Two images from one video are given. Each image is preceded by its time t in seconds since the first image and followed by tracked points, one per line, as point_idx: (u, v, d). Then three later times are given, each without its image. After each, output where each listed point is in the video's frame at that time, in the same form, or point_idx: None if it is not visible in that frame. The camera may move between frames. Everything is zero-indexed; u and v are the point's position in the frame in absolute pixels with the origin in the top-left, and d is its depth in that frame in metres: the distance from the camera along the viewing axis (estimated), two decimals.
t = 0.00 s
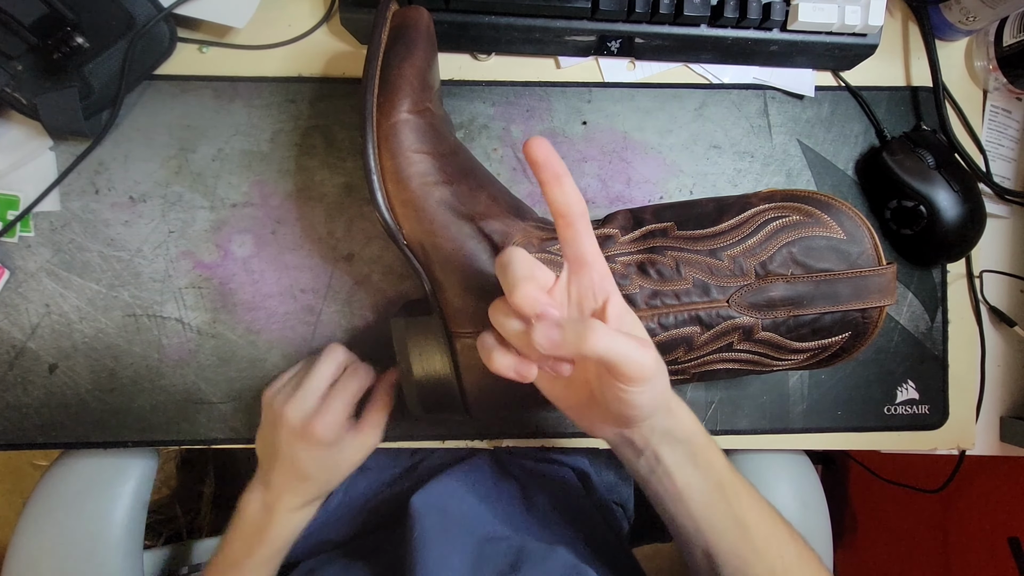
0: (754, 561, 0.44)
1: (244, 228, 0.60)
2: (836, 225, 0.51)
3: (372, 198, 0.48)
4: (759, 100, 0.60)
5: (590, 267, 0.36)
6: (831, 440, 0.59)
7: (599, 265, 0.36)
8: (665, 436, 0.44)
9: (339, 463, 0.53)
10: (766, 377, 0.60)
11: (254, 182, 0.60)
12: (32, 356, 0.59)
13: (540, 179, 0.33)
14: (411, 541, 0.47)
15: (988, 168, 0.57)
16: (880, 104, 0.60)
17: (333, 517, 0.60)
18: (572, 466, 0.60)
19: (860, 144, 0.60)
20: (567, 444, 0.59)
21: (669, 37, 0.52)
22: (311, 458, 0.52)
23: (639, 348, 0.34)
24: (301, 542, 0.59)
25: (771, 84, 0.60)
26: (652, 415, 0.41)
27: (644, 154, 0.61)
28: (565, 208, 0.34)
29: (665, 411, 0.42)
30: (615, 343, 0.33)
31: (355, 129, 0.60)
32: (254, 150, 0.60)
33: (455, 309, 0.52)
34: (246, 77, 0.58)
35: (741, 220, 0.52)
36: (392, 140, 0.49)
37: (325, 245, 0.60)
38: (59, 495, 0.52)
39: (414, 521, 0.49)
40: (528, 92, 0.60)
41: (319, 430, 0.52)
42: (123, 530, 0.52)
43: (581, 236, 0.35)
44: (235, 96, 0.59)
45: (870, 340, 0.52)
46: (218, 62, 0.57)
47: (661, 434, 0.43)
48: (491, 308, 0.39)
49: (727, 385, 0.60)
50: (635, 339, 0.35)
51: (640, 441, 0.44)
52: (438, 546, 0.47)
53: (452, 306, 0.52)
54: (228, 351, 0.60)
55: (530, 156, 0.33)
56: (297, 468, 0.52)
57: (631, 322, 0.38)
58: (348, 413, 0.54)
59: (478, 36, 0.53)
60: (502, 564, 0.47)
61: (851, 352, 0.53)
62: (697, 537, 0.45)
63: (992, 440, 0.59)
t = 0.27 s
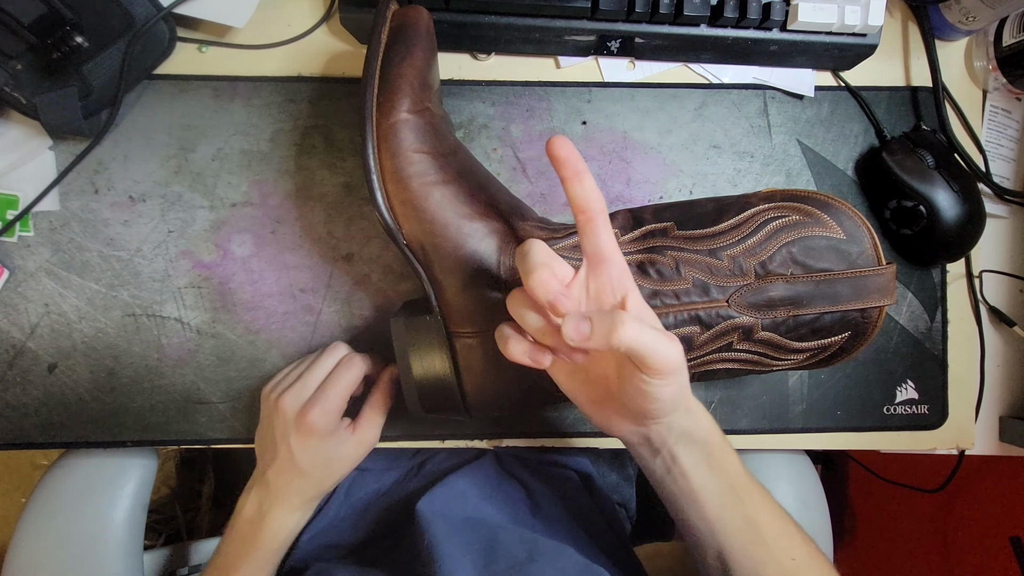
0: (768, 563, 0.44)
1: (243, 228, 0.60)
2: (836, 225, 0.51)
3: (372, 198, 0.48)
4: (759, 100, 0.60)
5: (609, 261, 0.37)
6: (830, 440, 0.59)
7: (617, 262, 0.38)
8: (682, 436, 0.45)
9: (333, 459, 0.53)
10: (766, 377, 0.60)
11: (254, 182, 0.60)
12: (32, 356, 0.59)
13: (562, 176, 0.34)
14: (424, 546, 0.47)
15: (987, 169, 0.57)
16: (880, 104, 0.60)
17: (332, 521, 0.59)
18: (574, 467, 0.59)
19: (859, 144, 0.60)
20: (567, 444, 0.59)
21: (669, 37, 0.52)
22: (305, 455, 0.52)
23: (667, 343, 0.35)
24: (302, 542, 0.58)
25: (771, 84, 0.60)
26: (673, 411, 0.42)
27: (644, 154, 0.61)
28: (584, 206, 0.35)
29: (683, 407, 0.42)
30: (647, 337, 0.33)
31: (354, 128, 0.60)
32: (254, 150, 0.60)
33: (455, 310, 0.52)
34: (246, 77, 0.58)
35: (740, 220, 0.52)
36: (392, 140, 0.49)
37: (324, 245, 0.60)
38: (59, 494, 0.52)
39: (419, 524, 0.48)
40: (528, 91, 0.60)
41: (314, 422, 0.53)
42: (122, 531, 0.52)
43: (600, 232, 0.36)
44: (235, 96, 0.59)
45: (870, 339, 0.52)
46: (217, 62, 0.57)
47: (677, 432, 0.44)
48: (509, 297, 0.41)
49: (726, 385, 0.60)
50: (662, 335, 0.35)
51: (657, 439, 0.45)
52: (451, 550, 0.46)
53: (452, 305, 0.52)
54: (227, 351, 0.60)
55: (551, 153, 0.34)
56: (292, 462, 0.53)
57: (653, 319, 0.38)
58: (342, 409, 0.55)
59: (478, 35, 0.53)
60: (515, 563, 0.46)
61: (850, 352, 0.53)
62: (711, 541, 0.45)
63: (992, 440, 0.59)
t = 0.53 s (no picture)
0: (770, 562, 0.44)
1: (243, 228, 0.60)
2: (836, 225, 0.51)
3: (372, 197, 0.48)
4: (759, 100, 0.60)
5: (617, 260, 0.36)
6: (830, 440, 0.59)
7: (626, 260, 0.37)
8: (694, 439, 0.43)
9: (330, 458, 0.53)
10: (766, 377, 0.60)
11: (254, 182, 0.60)
12: (32, 356, 0.59)
13: (565, 175, 0.33)
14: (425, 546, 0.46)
15: (987, 169, 0.57)
16: (880, 104, 0.60)
17: (332, 520, 0.59)
18: (575, 468, 0.59)
19: (859, 144, 0.60)
20: (567, 444, 0.59)
21: (669, 38, 0.52)
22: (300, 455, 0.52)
23: (672, 345, 0.34)
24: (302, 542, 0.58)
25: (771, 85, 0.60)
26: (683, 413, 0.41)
27: (644, 154, 0.61)
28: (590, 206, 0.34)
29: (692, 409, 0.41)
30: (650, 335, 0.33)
31: (354, 128, 0.60)
32: (254, 150, 0.60)
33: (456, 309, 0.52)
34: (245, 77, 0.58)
35: (741, 220, 0.52)
36: (392, 140, 0.49)
37: (324, 245, 0.60)
38: (59, 494, 0.52)
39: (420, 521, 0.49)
40: (528, 92, 0.60)
41: (309, 420, 0.52)
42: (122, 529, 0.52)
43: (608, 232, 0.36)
44: (235, 96, 0.59)
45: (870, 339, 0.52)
46: (217, 62, 0.57)
47: (689, 436, 0.43)
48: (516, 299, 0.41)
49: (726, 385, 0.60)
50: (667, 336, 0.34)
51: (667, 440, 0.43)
52: (452, 546, 0.46)
53: (452, 305, 0.52)
54: (227, 351, 0.60)
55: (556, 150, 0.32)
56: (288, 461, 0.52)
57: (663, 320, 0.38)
58: (339, 408, 0.54)
59: (478, 35, 0.53)
60: (516, 555, 0.46)
61: (850, 352, 0.53)
62: (717, 540, 0.46)
63: (992, 440, 0.59)
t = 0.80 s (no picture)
0: (770, 562, 0.44)
1: (243, 228, 0.60)
2: (835, 225, 0.51)
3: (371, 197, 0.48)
4: (759, 100, 0.60)
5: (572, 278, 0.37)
6: (830, 440, 0.59)
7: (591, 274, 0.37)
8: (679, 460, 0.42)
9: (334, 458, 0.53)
10: (766, 377, 0.60)
11: (254, 182, 0.60)
12: (32, 356, 0.59)
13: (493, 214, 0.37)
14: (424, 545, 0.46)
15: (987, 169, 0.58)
16: (880, 104, 0.60)
17: (333, 520, 0.59)
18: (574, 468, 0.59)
19: (859, 144, 0.61)
20: (567, 444, 0.59)
21: (669, 38, 0.52)
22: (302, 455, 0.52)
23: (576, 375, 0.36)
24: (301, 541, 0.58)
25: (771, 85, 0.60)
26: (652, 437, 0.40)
27: (644, 155, 0.61)
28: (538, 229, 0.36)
29: (666, 435, 0.40)
30: (544, 356, 0.35)
31: (354, 128, 0.60)
32: (254, 150, 0.60)
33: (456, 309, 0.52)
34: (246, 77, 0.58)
35: (740, 220, 0.52)
36: (391, 140, 0.49)
37: (324, 245, 0.60)
38: (59, 494, 0.52)
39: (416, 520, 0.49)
40: (528, 92, 0.60)
41: (309, 422, 0.52)
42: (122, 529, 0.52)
43: (561, 251, 0.36)
44: (235, 96, 0.59)
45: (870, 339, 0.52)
46: (218, 62, 0.57)
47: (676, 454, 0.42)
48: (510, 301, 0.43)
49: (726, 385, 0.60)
50: (578, 358, 0.36)
51: (647, 460, 0.43)
52: (449, 547, 0.46)
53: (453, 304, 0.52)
54: (226, 351, 0.60)
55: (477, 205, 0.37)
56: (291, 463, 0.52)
57: (621, 343, 0.37)
58: (339, 409, 0.54)
59: (478, 35, 0.53)
60: (511, 560, 0.47)
61: (850, 352, 0.53)
62: (715, 541, 0.45)
63: (992, 440, 0.59)
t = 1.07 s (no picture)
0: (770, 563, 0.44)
1: (243, 228, 0.60)
2: (835, 225, 0.51)
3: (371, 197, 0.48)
4: (759, 100, 0.60)
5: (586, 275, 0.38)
6: (830, 440, 0.59)
7: (610, 274, 0.38)
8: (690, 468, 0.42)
9: (332, 459, 0.53)
10: (766, 377, 0.60)
11: (254, 182, 0.60)
12: (32, 356, 0.59)
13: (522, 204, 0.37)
14: (425, 545, 0.47)
15: (986, 169, 0.58)
16: (879, 104, 0.60)
17: (332, 518, 0.59)
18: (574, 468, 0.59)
19: (859, 144, 0.61)
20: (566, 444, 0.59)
21: (669, 38, 0.52)
22: (299, 455, 0.52)
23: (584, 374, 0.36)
24: (302, 540, 0.58)
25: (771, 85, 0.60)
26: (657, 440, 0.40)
27: (644, 155, 0.61)
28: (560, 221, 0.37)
29: (672, 438, 0.40)
30: (555, 356, 0.35)
31: (354, 128, 0.60)
32: (254, 150, 0.60)
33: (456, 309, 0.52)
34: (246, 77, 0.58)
35: (740, 220, 0.52)
36: (391, 140, 0.49)
37: (324, 245, 0.60)
38: (60, 493, 0.52)
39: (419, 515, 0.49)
40: (528, 92, 0.60)
41: (308, 421, 0.52)
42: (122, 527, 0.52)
43: (578, 247, 0.38)
44: (235, 96, 0.59)
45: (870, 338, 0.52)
46: (217, 63, 0.57)
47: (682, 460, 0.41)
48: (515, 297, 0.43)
49: (726, 386, 0.60)
50: (588, 359, 0.36)
51: (656, 462, 0.43)
52: (449, 547, 0.46)
53: (452, 304, 0.52)
54: (226, 351, 0.60)
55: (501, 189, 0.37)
56: (288, 464, 0.52)
57: (632, 342, 0.38)
58: (338, 408, 0.54)
59: (478, 36, 0.53)
60: (515, 555, 0.47)
61: (850, 352, 0.53)
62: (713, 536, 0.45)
63: (992, 440, 0.59)
